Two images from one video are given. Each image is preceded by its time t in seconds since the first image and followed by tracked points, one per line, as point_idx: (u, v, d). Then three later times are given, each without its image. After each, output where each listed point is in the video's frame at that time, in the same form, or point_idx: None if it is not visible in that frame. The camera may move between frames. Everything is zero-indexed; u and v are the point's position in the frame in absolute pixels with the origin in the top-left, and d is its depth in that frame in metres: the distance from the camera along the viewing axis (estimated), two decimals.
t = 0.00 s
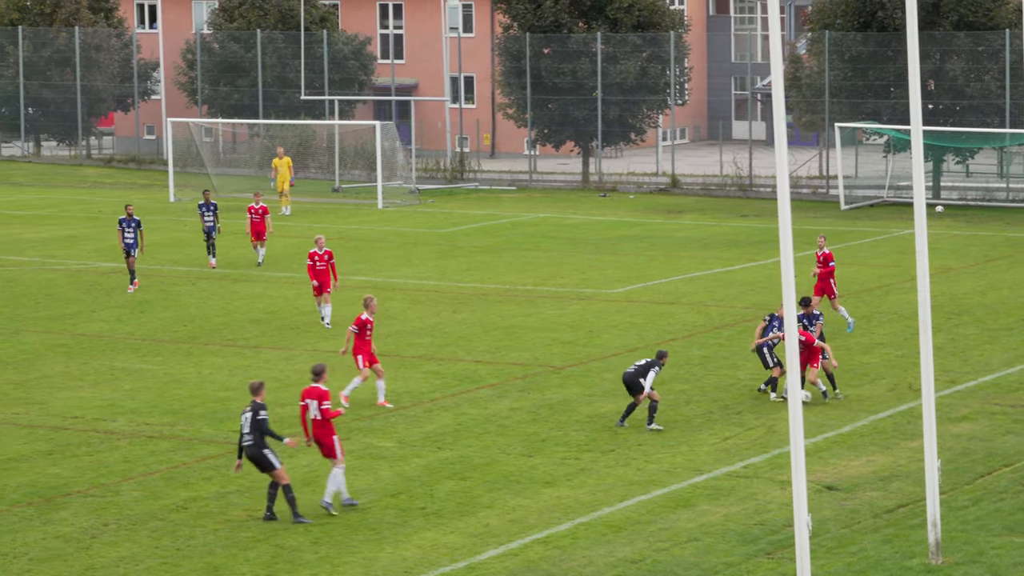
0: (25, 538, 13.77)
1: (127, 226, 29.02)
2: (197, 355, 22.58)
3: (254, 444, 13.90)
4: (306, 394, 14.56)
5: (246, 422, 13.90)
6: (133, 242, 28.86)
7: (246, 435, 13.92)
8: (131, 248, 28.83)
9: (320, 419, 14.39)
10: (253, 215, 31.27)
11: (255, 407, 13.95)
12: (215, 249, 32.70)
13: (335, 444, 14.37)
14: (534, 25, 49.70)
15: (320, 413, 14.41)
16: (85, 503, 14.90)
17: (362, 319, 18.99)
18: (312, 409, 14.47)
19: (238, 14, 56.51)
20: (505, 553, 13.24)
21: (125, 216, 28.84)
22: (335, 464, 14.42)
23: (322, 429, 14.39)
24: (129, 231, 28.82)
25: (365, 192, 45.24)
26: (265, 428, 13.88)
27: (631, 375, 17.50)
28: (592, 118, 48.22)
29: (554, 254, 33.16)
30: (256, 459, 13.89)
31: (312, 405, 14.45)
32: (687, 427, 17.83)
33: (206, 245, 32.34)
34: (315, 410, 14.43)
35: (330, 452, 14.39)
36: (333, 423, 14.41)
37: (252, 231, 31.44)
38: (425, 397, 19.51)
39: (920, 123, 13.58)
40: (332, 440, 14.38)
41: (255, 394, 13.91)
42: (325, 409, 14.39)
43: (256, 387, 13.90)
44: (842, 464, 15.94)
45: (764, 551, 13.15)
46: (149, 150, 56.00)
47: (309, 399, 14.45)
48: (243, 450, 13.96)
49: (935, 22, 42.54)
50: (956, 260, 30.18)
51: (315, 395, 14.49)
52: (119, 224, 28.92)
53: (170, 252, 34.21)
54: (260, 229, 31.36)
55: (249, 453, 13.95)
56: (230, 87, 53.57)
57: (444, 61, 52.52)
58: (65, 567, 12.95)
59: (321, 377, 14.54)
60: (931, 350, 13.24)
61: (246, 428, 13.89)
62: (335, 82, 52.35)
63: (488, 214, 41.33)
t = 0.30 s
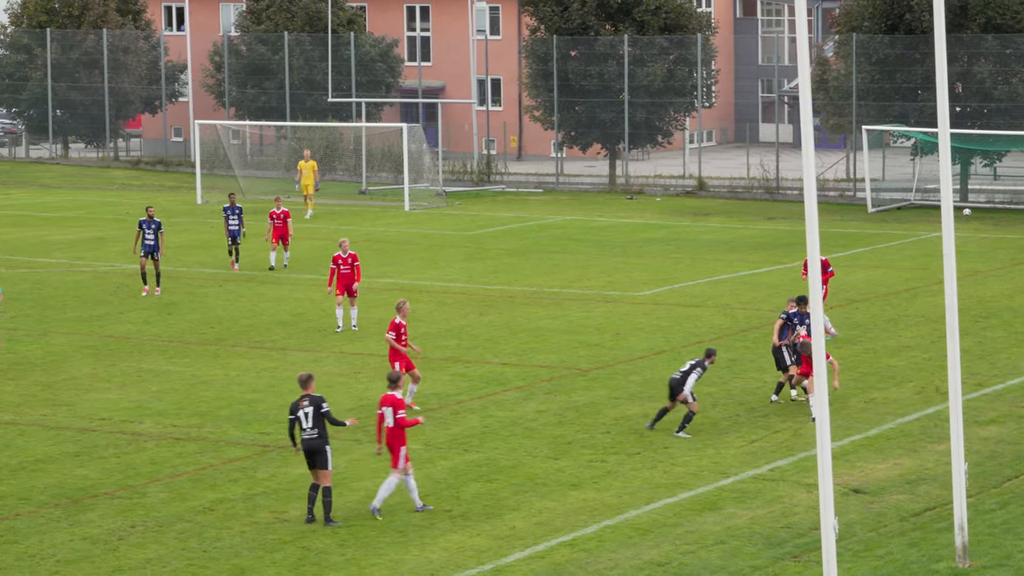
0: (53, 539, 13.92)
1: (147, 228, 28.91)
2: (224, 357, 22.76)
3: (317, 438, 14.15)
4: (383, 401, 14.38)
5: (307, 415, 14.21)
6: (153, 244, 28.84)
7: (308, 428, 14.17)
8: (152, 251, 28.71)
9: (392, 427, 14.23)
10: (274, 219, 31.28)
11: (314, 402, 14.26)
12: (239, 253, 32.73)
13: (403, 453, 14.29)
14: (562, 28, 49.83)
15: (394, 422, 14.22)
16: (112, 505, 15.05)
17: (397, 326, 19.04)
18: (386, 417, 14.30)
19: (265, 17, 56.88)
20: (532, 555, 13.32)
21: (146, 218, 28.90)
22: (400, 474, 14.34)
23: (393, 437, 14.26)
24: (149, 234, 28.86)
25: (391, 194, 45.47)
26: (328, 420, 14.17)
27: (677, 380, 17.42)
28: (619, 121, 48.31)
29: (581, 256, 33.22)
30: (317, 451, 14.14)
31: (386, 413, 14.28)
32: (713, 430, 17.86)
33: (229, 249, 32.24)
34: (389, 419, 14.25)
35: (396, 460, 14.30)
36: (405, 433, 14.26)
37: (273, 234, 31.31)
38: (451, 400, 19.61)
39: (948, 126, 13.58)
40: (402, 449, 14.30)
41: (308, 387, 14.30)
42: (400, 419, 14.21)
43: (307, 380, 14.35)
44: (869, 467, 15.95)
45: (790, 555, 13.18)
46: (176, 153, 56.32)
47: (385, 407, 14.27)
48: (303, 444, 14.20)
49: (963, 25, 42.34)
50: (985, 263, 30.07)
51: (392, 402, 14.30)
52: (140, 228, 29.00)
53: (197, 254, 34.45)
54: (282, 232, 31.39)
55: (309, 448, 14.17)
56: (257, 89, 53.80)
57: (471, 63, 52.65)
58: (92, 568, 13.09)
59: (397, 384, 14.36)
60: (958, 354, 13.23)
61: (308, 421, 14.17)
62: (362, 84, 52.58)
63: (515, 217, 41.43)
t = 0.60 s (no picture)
0: (62, 539, 13.98)
1: (147, 233, 28.59)
2: (233, 358, 22.83)
3: (347, 438, 14.16)
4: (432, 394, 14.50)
5: (336, 414, 14.15)
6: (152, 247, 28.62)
7: (337, 427, 14.16)
8: (151, 255, 28.47)
9: (443, 420, 14.42)
10: (279, 221, 31.06)
11: (345, 401, 14.21)
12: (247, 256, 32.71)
13: (460, 444, 14.53)
14: (572, 29, 49.79)
15: (447, 415, 14.39)
16: (121, 505, 15.11)
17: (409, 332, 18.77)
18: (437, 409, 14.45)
19: (277, 18, 57.01)
20: (541, 556, 13.34)
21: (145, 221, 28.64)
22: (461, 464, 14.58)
23: (446, 429, 14.45)
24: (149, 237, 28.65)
25: (402, 195, 45.55)
26: (357, 420, 14.14)
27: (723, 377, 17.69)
28: (630, 122, 48.26)
29: (591, 257, 33.23)
30: (344, 452, 14.15)
31: (437, 406, 14.42)
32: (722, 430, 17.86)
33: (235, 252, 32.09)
34: (439, 411, 14.41)
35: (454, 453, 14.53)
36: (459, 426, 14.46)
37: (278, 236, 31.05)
38: (461, 401, 19.65)
39: (958, 127, 13.55)
40: (454, 441, 14.51)
41: (341, 386, 14.25)
42: (453, 412, 14.38)
43: (341, 379, 14.29)
44: (878, 468, 15.95)
45: (800, 556, 13.19)
46: (187, 154, 56.48)
47: (436, 400, 14.40)
48: (332, 443, 14.20)
49: (974, 25, 42.28)
50: (996, 264, 30.02)
51: (442, 395, 14.42)
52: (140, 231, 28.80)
53: (208, 255, 34.54)
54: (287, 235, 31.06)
55: (337, 446, 14.17)
56: (268, 90, 53.87)
57: (482, 65, 52.65)
58: (102, 568, 13.14)
59: (450, 378, 14.48)
60: (969, 355, 13.21)
61: (337, 421, 14.14)
62: (373, 85, 52.71)
63: (525, 218, 41.45)
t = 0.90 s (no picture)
0: (62, 526, 13.99)
1: (134, 222, 28.42)
2: (233, 345, 22.81)
3: (379, 422, 14.24)
4: (469, 377, 14.76)
5: (370, 398, 14.27)
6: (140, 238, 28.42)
7: (368, 411, 14.24)
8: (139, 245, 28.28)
9: (481, 404, 14.67)
10: (274, 211, 30.66)
11: (378, 386, 14.37)
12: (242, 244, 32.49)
13: (496, 428, 14.79)
14: (570, 16, 49.78)
15: (486, 399, 14.64)
16: (120, 492, 15.12)
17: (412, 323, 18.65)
18: (475, 393, 14.70)
19: (275, 6, 56.89)
20: (540, 543, 13.35)
21: (133, 210, 28.39)
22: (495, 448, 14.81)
23: (484, 413, 14.71)
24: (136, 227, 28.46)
25: (401, 182, 45.48)
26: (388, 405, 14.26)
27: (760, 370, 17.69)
28: (629, 109, 48.21)
29: (590, 245, 33.18)
30: (374, 436, 14.22)
31: (477, 389, 14.66)
32: (721, 418, 17.87)
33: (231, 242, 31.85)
34: (479, 395, 14.66)
35: (489, 436, 14.76)
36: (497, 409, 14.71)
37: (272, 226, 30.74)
38: (460, 388, 19.65)
39: (957, 115, 13.53)
40: (489, 425, 14.76)
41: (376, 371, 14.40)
42: (493, 396, 14.64)
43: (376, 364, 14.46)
44: (877, 455, 15.96)
45: (799, 542, 13.20)
46: (186, 141, 56.28)
47: (476, 383, 14.65)
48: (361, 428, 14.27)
49: (973, 12, 42.21)
50: (994, 251, 30.01)
51: (482, 379, 14.69)
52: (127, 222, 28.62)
53: (207, 242, 34.50)
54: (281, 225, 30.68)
55: (368, 430, 14.24)
56: (267, 77, 53.75)
57: (481, 52, 52.54)
58: (101, 556, 13.14)
59: (488, 362, 14.76)
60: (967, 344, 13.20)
61: (369, 404, 14.24)
62: (372, 72, 52.66)
63: (524, 205, 41.40)
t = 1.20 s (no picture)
0: (65, 519, 14.01)
1: (127, 216, 28.14)
2: (236, 338, 22.81)
3: (406, 409, 14.51)
4: (498, 373, 14.89)
5: (398, 384, 14.55)
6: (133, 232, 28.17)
7: (396, 398, 14.53)
8: (131, 240, 28.03)
9: (508, 399, 14.72)
10: (274, 204, 30.51)
11: (408, 374, 14.62)
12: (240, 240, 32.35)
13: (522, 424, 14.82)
14: (574, 8, 49.75)
15: (513, 394, 14.73)
16: (124, 485, 15.14)
17: (416, 314, 18.70)
18: (502, 389, 14.80)
19: None
20: (543, 536, 13.36)
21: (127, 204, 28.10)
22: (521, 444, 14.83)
23: (509, 409, 14.72)
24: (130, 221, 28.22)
25: (404, 174, 45.41)
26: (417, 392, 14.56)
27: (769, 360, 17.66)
28: (632, 102, 48.24)
29: (593, 237, 33.17)
30: (400, 423, 14.50)
31: (504, 384, 14.78)
32: (724, 411, 17.87)
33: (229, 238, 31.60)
34: (506, 391, 14.75)
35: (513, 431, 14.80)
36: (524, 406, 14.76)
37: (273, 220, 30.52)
38: (463, 381, 19.65)
39: (960, 108, 13.49)
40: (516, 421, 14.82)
41: (405, 359, 14.65)
42: (519, 391, 14.72)
43: (406, 352, 14.72)
44: (880, 448, 15.95)
45: (801, 535, 13.20)
46: (189, 134, 56.08)
47: (504, 378, 14.77)
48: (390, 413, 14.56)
49: (976, 5, 42.21)
50: (998, 244, 29.96)
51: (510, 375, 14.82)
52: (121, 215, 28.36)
53: (210, 235, 34.49)
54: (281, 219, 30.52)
55: (397, 417, 14.51)
56: (270, 70, 53.80)
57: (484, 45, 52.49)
58: (105, 548, 13.16)
59: (516, 360, 14.87)
60: (971, 336, 13.18)
61: (398, 391, 14.52)
62: (375, 65, 52.57)
63: (527, 198, 41.38)
